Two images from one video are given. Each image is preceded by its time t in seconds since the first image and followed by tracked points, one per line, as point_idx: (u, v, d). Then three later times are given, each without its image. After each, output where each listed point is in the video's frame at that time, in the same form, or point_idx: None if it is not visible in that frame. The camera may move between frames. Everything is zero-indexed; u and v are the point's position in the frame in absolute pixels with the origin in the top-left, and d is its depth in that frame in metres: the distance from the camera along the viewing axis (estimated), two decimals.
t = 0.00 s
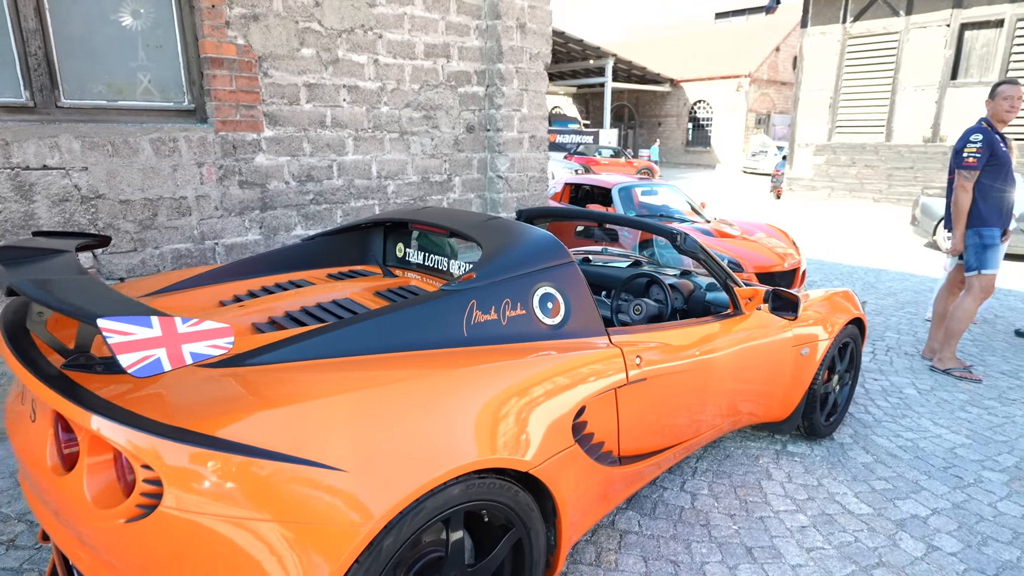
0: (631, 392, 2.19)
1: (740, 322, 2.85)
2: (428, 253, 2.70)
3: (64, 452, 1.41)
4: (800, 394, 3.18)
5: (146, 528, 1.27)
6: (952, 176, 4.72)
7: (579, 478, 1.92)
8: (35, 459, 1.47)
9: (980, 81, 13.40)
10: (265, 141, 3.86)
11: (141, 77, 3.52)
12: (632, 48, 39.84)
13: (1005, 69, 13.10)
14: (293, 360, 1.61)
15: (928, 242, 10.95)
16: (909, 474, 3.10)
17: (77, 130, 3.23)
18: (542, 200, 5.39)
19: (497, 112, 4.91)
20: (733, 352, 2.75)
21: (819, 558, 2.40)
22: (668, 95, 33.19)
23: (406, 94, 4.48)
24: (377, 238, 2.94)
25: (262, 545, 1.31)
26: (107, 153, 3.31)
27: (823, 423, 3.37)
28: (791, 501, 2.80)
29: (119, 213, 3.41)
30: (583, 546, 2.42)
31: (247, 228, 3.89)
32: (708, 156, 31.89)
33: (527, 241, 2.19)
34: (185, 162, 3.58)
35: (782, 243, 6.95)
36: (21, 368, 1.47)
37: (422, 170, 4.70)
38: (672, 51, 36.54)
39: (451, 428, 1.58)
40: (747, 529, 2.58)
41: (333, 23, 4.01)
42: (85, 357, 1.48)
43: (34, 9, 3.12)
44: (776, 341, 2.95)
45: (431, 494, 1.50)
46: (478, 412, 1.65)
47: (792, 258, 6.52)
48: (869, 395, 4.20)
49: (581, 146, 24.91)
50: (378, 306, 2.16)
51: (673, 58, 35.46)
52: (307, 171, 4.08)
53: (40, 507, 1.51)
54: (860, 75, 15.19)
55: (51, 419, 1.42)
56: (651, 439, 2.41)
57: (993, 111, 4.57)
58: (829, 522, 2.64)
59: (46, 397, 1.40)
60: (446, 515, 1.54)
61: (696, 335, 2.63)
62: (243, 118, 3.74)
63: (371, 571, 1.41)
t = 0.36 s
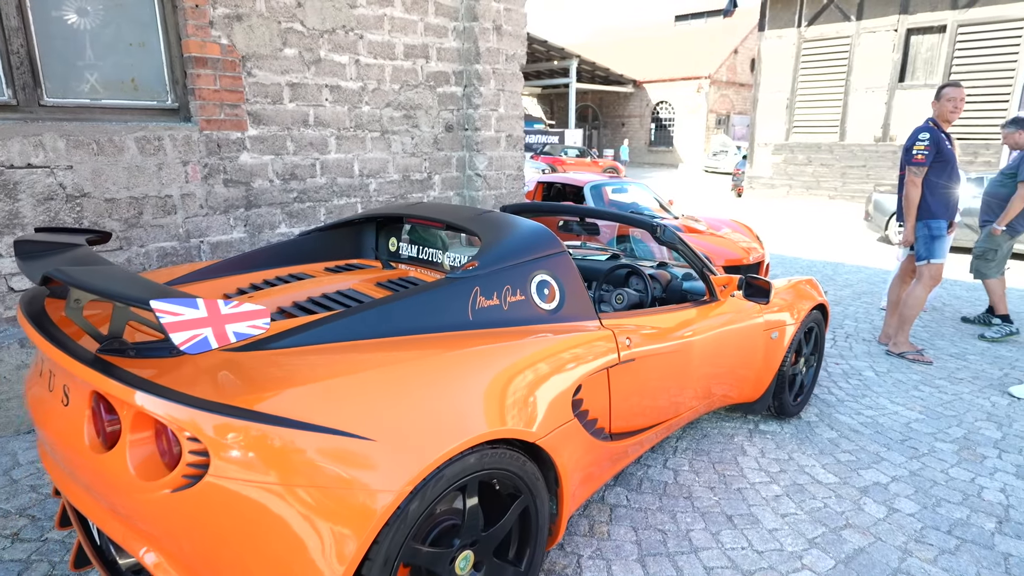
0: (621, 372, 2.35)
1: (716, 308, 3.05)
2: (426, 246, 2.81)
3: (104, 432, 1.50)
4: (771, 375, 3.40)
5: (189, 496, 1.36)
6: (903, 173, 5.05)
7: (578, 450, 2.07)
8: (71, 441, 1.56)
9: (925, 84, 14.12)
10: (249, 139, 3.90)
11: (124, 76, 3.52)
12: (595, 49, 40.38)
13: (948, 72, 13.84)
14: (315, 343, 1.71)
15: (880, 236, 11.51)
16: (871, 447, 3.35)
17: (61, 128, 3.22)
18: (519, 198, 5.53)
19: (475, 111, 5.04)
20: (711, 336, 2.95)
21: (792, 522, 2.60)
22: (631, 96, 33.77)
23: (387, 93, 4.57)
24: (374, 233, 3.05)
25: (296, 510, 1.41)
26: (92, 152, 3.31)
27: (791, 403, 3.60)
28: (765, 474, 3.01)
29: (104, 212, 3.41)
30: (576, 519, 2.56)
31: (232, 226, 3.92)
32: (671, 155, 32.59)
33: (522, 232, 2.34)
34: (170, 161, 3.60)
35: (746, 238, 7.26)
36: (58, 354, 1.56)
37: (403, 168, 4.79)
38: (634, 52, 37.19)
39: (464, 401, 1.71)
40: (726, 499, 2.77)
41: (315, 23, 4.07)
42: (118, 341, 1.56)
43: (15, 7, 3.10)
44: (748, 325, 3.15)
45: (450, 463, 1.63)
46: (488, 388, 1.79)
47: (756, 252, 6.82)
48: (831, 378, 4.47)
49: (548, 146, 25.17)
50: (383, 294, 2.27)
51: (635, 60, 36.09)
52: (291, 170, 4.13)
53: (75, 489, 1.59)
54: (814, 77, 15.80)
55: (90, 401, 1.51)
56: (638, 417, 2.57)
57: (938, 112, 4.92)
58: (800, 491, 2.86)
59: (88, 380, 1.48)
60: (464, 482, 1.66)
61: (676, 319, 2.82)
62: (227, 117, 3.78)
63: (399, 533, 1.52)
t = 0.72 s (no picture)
0: (625, 365, 2.51)
1: (707, 305, 3.24)
2: (434, 249, 2.94)
3: (161, 424, 1.62)
4: (758, 368, 3.59)
5: (246, 480, 1.49)
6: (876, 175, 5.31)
7: (589, 438, 2.22)
8: (127, 433, 1.67)
9: (895, 88, 14.60)
10: (252, 145, 3.99)
11: (131, 84, 3.59)
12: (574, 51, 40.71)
13: (916, 77, 14.34)
14: (351, 338, 1.84)
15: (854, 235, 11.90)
16: (851, 434, 3.57)
17: (71, 135, 3.28)
18: (511, 200, 5.68)
19: (468, 117, 5.18)
20: (705, 332, 3.13)
21: (783, 503, 2.79)
22: (610, 97, 34.15)
23: (384, 100, 4.68)
24: (381, 235, 3.17)
25: (343, 491, 1.54)
26: (101, 158, 3.38)
27: (776, 395, 3.81)
28: (755, 460, 3.20)
29: (113, 217, 3.48)
30: (582, 505, 2.72)
31: (235, 230, 4.00)
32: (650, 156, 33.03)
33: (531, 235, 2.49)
34: (176, 167, 3.67)
35: (728, 238, 7.50)
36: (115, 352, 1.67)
37: (400, 173, 4.90)
38: (612, 55, 37.61)
39: (488, 391, 1.86)
40: (721, 484, 2.95)
41: (315, 31, 4.18)
42: (172, 340, 1.66)
43: (25, 17, 3.16)
44: (738, 320, 3.34)
45: (479, 448, 1.77)
46: (509, 379, 1.94)
47: (738, 251, 7.06)
48: (813, 371, 4.70)
49: (529, 147, 25.36)
50: (402, 294, 2.40)
51: (613, 62, 36.49)
52: (292, 175, 4.23)
53: (128, 478, 1.71)
54: (789, 81, 16.23)
55: (148, 395, 1.62)
56: (640, 407, 2.74)
57: (908, 117, 5.19)
58: (788, 475, 3.05)
59: (147, 376, 1.60)
60: (491, 466, 1.81)
61: (672, 315, 2.99)
62: (231, 123, 3.87)
63: (435, 513, 1.67)
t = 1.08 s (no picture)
0: (635, 350, 2.65)
1: (707, 295, 3.39)
2: (446, 243, 3.05)
3: (216, 402, 1.72)
4: (753, 356, 3.76)
5: (302, 453, 1.60)
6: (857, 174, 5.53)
7: (604, 418, 2.36)
8: (180, 412, 1.77)
9: (871, 88, 15.02)
10: (259, 143, 4.06)
11: (140, 82, 3.64)
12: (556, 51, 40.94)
13: (891, 78, 14.77)
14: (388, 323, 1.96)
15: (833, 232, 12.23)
16: (840, 417, 3.76)
17: (83, 133, 3.32)
18: (507, 198, 5.81)
19: (466, 116, 5.30)
20: (706, 320, 3.28)
21: (780, 480, 2.96)
22: (592, 97, 34.43)
23: (385, 99, 4.77)
24: (393, 230, 3.29)
25: (390, 463, 1.66)
26: (113, 156, 3.43)
27: (769, 382, 3.98)
28: (752, 442, 3.37)
29: (124, 214, 3.53)
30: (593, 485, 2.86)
31: (242, 226, 4.07)
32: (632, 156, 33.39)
33: (545, 227, 2.62)
34: (185, 164, 3.73)
35: (715, 234, 7.70)
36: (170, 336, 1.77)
37: (400, 170, 5.00)
38: (594, 55, 37.89)
39: (516, 372, 1.99)
40: (721, 464, 3.11)
41: (319, 32, 4.26)
42: (224, 325, 1.75)
43: (39, 16, 3.20)
44: (735, 309, 3.51)
45: (510, 424, 1.90)
46: (533, 361, 2.07)
47: (725, 247, 7.26)
48: (801, 360, 4.90)
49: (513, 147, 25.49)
50: (424, 285, 2.51)
51: (595, 62, 36.78)
52: (297, 172, 4.30)
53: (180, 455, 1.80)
54: (769, 82, 16.58)
55: (202, 376, 1.72)
56: (647, 391, 2.88)
57: (886, 119, 5.43)
58: (783, 455, 3.23)
59: (204, 358, 1.70)
60: (520, 441, 1.94)
61: (676, 304, 3.14)
62: (239, 121, 3.93)
63: (473, 483, 1.79)
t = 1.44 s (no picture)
0: (637, 339, 2.82)
1: (701, 288, 3.58)
2: (454, 240, 3.20)
3: (259, 385, 1.85)
4: (744, 346, 3.95)
5: (345, 430, 1.73)
6: (838, 173, 5.78)
7: (611, 401, 2.53)
8: (224, 395, 1.90)
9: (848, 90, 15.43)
10: (264, 144, 4.16)
11: (150, 84, 3.73)
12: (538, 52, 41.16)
13: (867, 79, 15.19)
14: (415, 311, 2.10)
15: (813, 229, 12.56)
16: (825, 403, 3.97)
17: (97, 134, 3.40)
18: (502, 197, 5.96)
19: (462, 117, 5.44)
20: (702, 312, 3.46)
21: (772, 461, 3.15)
22: (575, 98, 34.69)
23: (385, 101, 4.89)
24: (402, 228, 3.43)
25: (425, 439, 1.81)
26: (125, 156, 3.52)
27: (758, 372, 4.18)
28: (744, 427, 3.55)
29: (135, 213, 3.61)
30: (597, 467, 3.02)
31: (248, 225, 4.17)
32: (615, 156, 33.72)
33: (552, 222, 2.77)
34: (194, 164, 3.82)
35: (701, 232, 7.92)
36: (214, 324, 1.90)
37: (399, 170, 5.12)
38: (577, 55, 38.18)
39: (533, 357, 2.15)
40: (717, 447, 3.29)
41: (321, 35, 4.36)
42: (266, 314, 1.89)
43: (53, 20, 3.29)
44: (728, 301, 3.70)
45: (530, 404, 2.06)
46: (549, 347, 2.23)
47: (711, 244, 7.48)
48: (787, 351, 5.11)
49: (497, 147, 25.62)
50: (439, 278, 2.66)
51: (577, 62, 37.05)
52: (301, 172, 4.40)
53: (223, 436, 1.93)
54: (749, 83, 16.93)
55: (247, 361, 1.85)
56: (648, 378, 3.05)
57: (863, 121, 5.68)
58: (774, 438, 3.42)
59: (249, 344, 1.83)
60: (539, 420, 2.09)
61: (673, 296, 3.31)
62: (245, 123, 4.03)
63: (498, 458, 1.94)
